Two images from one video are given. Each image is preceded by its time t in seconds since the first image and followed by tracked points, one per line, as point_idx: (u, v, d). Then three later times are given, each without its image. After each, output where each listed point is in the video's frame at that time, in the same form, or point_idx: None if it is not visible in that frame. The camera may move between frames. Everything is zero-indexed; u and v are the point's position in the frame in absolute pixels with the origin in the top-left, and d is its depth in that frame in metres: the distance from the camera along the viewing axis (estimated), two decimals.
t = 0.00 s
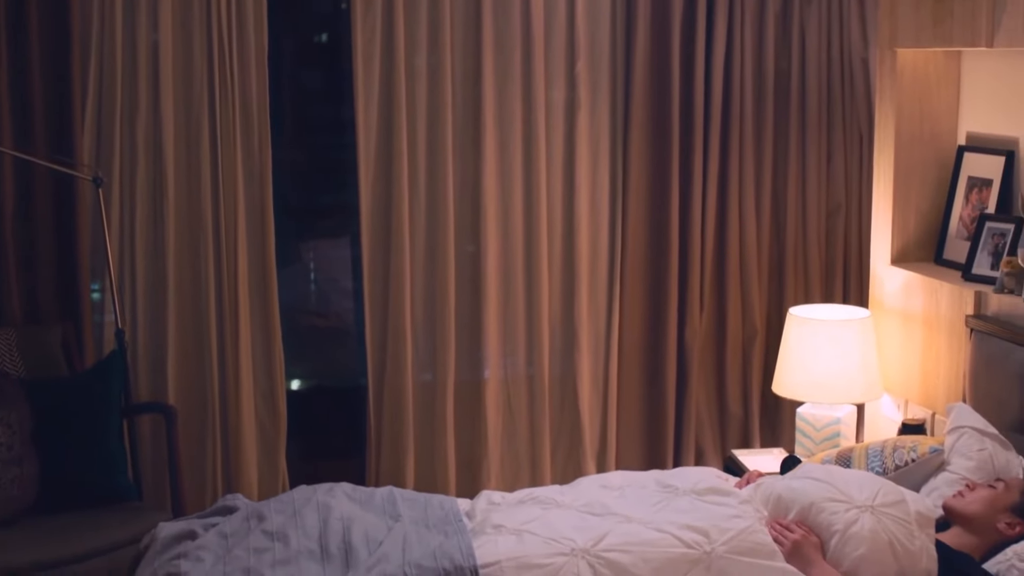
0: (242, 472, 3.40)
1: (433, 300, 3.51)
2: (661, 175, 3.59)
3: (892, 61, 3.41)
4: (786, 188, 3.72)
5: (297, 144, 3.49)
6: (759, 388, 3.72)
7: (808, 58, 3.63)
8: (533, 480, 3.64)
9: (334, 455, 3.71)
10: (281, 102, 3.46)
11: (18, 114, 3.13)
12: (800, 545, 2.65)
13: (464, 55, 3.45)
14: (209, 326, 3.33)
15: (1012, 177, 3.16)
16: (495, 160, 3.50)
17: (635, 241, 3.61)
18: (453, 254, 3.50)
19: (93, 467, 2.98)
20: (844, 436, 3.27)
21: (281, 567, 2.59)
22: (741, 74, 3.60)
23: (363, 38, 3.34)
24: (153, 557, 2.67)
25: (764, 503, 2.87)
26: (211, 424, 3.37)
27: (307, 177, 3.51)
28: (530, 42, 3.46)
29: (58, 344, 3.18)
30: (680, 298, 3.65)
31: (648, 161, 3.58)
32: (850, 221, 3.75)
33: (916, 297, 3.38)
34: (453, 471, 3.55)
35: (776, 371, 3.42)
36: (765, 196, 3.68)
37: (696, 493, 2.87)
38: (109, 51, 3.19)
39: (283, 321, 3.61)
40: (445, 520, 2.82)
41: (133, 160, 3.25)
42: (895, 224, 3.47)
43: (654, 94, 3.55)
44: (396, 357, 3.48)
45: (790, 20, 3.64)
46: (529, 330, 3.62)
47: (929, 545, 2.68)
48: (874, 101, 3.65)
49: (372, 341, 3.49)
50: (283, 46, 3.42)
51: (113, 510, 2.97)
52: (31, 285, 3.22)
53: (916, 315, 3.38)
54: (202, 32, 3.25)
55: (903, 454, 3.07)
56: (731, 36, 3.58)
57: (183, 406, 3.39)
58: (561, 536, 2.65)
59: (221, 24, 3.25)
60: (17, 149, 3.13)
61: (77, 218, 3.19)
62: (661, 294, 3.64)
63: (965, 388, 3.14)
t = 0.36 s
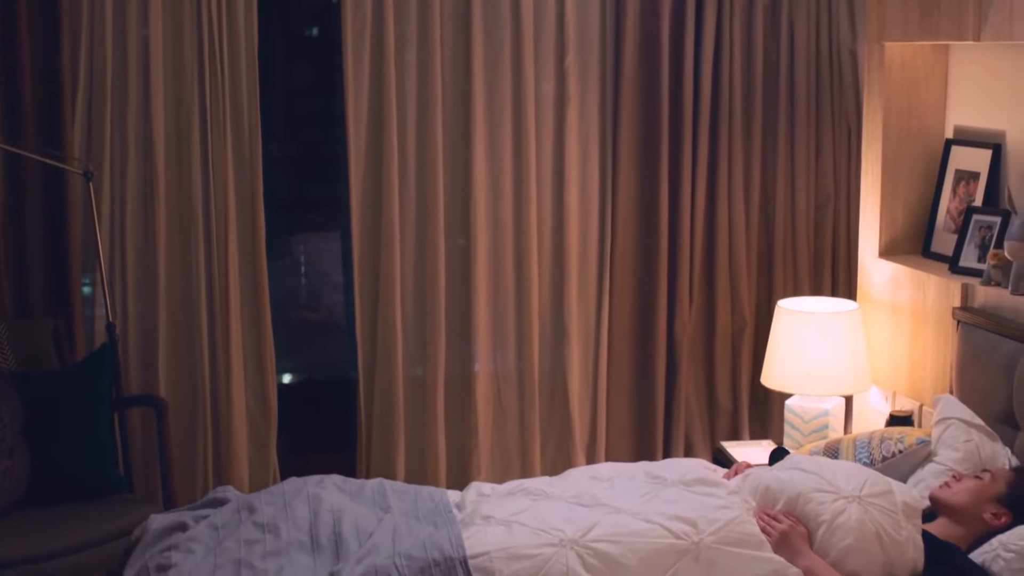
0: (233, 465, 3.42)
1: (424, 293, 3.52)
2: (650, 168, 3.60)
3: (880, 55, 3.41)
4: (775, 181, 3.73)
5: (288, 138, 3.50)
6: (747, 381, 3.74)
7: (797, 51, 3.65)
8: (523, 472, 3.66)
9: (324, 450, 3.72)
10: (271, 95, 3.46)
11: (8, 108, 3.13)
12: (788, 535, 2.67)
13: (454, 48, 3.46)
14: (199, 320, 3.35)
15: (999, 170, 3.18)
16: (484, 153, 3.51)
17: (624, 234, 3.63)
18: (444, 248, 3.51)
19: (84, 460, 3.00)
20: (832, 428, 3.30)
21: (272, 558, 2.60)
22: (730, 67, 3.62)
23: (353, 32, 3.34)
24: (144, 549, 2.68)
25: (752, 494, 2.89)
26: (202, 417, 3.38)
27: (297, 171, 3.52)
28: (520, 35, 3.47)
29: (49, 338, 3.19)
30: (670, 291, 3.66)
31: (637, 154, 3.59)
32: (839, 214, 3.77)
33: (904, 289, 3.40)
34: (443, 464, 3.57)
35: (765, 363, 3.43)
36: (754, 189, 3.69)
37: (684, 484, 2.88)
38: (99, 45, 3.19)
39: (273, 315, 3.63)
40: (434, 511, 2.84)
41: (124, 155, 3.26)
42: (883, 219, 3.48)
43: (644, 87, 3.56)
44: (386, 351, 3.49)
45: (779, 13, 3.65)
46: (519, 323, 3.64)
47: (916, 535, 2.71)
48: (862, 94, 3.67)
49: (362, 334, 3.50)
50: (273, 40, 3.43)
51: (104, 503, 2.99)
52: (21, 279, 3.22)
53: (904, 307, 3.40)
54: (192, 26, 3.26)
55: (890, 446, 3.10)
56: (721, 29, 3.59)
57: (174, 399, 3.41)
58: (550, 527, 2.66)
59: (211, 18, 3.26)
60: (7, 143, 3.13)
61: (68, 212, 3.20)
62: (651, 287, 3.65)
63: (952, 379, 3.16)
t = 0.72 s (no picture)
0: (223, 458, 3.43)
1: (413, 288, 3.54)
2: (638, 163, 3.62)
3: (866, 49, 3.42)
4: (762, 175, 3.75)
5: (277, 133, 3.51)
6: (735, 374, 3.77)
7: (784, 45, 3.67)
8: (512, 465, 3.68)
9: (316, 442, 3.73)
10: (261, 90, 3.47)
11: None
12: (774, 527, 2.68)
13: (443, 43, 3.47)
14: (189, 314, 3.36)
15: (985, 164, 3.21)
16: (473, 148, 3.52)
17: (612, 228, 3.65)
18: (433, 242, 3.52)
19: (74, 454, 3.01)
20: (819, 421, 3.31)
21: (261, 550, 2.62)
22: (718, 62, 3.64)
23: (342, 27, 3.35)
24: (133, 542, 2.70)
25: (738, 486, 2.91)
26: (192, 411, 3.39)
27: (287, 166, 3.53)
28: (508, 30, 3.49)
29: (39, 332, 3.20)
30: (658, 285, 3.68)
31: (626, 148, 3.61)
32: (826, 208, 3.79)
33: (889, 283, 3.42)
34: (432, 457, 3.58)
35: (752, 356, 3.45)
36: (741, 184, 3.71)
37: (671, 476, 2.90)
38: (88, 39, 3.20)
39: (263, 309, 3.64)
40: (423, 504, 2.85)
41: (113, 149, 3.26)
42: (869, 213, 3.49)
43: (632, 82, 3.58)
44: (376, 344, 3.51)
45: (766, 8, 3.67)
46: (508, 317, 3.65)
47: (901, 526, 2.73)
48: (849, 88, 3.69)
49: (352, 328, 3.52)
50: (262, 35, 3.44)
51: (94, 496, 3.00)
52: (10, 273, 3.22)
53: (890, 301, 3.42)
54: (181, 20, 3.26)
55: (876, 437, 3.11)
56: (708, 24, 3.61)
57: (164, 393, 3.42)
58: (538, 518, 2.68)
59: (200, 12, 3.26)
60: None
61: (57, 206, 3.21)
62: (638, 281, 3.67)
63: (938, 372, 3.18)
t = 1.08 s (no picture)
0: (214, 453, 3.44)
1: (403, 283, 3.55)
2: (628, 157, 3.64)
3: (854, 45, 3.43)
4: (751, 170, 3.77)
5: (268, 129, 3.52)
6: (724, 368, 3.79)
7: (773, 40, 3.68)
8: (502, 459, 3.70)
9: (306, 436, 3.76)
10: (251, 85, 3.48)
11: None
12: (762, 519, 2.70)
13: (433, 39, 3.48)
14: (180, 309, 3.37)
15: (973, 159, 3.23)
16: (463, 143, 3.54)
17: (602, 223, 3.66)
18: (423, 237, 3.54)
19: (64, 449, 3.02)
20: (807, 415, 3.34)
21: (251, 544, 2.64)
22: (707, 57, 3.65)
23: (332, 23, 3.36)
24: (124, 535, 2.71)
25: (726, 479, 2.93)
26: (182, 406, 3.41)
27: (277, 161, 3.54)
28: (498, 25, 3.50)
29: (30, 327, 3.21)
30: (647, 279, 3.70)
31: (615, 143, 3.62)
32: (815, 202, 3.81)
33: (877, 277, 3.44)
34: (423, 451, 3.60)
35: (740, 350, 3.47)
36: (730, 178, 3.73)
37: (659, 469, 2.92)
38: (79, 35, 3.20)
39: (254, 304, 3.65)
40: (413, 497, 2.87)
41: (103, 144, 3.27)
42: (857, 208, 3.52)
43: (621, 78, 3.59)
44: (366, 340, 3.51)
45: (755, 4, 3.68)
46: (498, 312, 3.67)
47: (887, 518, 2.75)
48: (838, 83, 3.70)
49: (342, 324, 3.53)
50: (253, 30, 3.45)
51: (85, 491, 3.01)
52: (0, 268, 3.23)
53: (878, 295, 3.45)
54: (171, 16, 3.27)
55: (863, 431, 3.15)
56: (697, 20, 3.62)
57: (155, 388, 3.43)
58: (527, 511, 2.69)
59: (190, 8, 3.27)
60: None
61: (47, 201, 3.22)
62: (628, 275, 3.69)
63: (925, 365, 3.21)
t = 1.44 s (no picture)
0: (202, 447, 3.45)
1: (391, 279, 3.56)
2: (616, 153, 3.65)
3: (840, 39, 3.49)
4: (738, 166, 3.80)
5: (257, 124, 3.53)
6: (712, 362, 3.81)
7: (759, 36, 3.70)
8: (489, 453, 3.71)
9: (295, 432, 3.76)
10: (240, 81, 3.49)
11: None
12: (747, 511, 2.72)
13: (421, 35, 3.50)
14: (168, 304, 3.38)
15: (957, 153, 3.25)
16: (451, 138, 3.55)
17: (589, 218, 3.68)
18: (411, 232, 3.55)
19: (53, 443, 3.03)
20: (794, 408, 3.35)
21: (239, 537, 2.65)
22: (694, 52, 3.67)
23: (320, 18, 3.37)
24: (112, 529, 2.72)
25: (712, 471, 2.94)
26: (171, 401, 3.42)
27: (266, 157, 3.55)
28: (485, 21, 3.51)
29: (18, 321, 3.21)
30: (634, 274, 3.72)
31: (602, 139, 3.64)
32: (801, 198, 3.83)
33: (863, 272, 3.47)
34: (411, 445, 3.61)
35: (727, 344, 3.49)
36: (717, 174, 3.75)
37: (646, 462, 2.94)
38: (66, 30, 3.21)
39: (244, 299, 3.66)
40: (401, 490, 2.88)
41: (92, 139, 3.28)
42: (843, 203, 3.54)
43: (608, 73, 3.61)
44: (354, 335, 3.53)
45: None
46: (486, 308, 3.68)
47: (872, 510, 2.77)
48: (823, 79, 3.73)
49: (330, 319, 3.54)
50: (241, 26, 3.46)
51: (74, 485, 3.02)
52: None
53: (863, 289, 3.47)
54: (159, 11, 3.28)
55: (849, 424, 3.18)
56: (684, 16, 3.64)
57: (144, 382, 3.44)
58: (514, 504, 2.71)
59: (178, 3, 3.28)
60: None
61: (35, 196, 3.22)
62: (615, 270, 3.71)
63: (910, 359, 3.23)
